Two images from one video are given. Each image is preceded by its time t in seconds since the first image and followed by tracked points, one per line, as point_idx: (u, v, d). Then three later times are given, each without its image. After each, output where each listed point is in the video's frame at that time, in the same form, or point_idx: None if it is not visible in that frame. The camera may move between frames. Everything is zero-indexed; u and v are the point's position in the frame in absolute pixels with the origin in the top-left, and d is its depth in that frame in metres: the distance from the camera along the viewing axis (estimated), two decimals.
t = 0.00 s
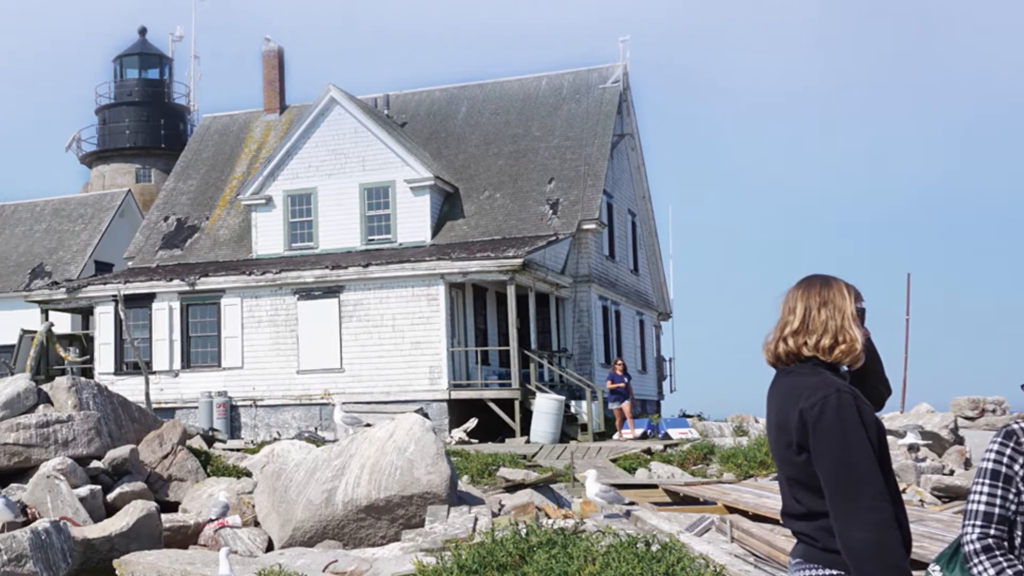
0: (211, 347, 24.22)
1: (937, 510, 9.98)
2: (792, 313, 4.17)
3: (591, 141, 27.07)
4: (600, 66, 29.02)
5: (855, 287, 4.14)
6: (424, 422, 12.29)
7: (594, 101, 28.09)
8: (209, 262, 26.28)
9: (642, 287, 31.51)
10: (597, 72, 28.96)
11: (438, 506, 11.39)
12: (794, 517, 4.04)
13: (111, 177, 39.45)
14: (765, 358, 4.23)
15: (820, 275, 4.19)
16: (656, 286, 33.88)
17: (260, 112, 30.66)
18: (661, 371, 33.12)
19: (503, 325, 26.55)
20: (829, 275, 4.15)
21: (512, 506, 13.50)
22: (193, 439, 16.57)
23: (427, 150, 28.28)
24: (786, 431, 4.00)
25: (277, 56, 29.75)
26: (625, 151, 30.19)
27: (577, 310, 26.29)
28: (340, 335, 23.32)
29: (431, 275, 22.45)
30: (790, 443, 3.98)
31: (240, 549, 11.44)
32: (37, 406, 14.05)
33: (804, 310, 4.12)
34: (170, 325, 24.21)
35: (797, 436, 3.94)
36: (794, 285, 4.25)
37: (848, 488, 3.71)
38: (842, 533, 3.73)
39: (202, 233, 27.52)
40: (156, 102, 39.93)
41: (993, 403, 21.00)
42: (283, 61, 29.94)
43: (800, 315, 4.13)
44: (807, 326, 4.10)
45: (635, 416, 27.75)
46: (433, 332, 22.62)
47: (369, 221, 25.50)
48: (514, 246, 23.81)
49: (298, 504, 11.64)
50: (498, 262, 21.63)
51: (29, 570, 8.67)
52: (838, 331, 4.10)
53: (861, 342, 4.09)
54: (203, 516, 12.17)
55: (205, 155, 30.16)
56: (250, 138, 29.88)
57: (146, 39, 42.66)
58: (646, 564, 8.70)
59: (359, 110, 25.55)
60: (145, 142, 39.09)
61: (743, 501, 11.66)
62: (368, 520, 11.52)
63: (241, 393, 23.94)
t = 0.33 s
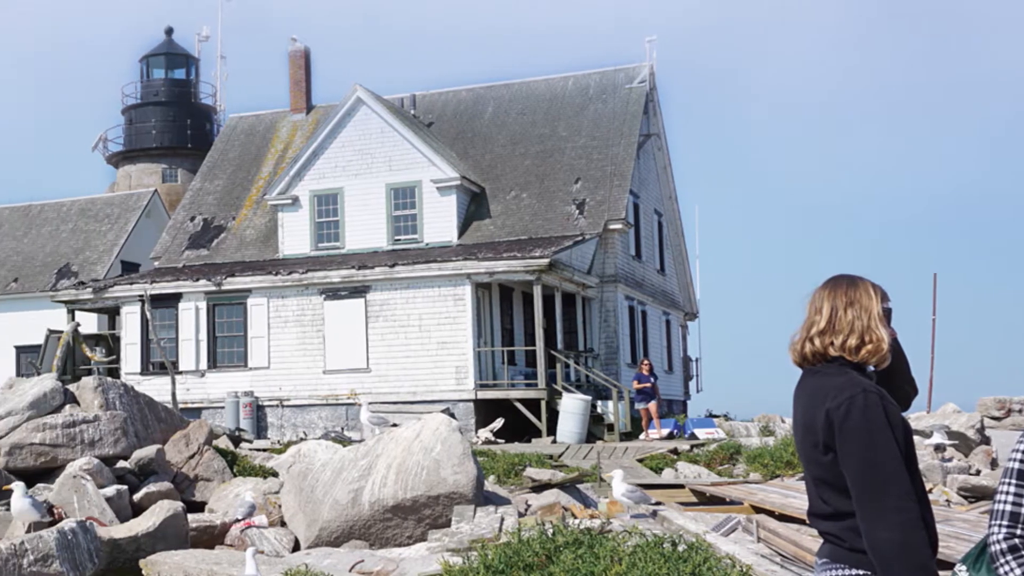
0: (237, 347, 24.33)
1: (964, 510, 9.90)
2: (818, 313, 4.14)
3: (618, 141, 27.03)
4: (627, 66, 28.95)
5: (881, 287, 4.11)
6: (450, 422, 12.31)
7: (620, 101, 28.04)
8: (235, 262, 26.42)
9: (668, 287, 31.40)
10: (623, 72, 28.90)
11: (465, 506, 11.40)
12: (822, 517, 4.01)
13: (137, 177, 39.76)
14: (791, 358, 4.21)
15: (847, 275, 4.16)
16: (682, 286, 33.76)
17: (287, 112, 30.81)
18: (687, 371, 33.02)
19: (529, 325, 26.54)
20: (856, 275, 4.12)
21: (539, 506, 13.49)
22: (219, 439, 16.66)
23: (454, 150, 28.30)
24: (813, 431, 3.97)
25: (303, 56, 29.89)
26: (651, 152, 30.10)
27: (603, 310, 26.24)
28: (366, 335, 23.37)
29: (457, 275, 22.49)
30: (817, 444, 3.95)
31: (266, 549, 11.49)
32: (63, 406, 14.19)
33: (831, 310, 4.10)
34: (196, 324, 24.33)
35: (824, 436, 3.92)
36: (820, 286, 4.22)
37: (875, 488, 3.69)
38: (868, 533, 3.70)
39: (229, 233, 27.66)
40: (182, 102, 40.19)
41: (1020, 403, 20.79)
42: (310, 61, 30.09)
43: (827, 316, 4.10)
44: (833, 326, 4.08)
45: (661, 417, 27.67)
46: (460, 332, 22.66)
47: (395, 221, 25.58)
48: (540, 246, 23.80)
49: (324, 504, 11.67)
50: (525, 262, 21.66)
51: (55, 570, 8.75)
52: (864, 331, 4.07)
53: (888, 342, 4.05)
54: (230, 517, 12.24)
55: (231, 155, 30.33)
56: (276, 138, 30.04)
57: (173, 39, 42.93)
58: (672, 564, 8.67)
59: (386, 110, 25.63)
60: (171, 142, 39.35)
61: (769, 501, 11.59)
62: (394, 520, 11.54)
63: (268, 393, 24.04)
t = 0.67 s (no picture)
0: (264, 348, 24.49)
1: (991, 510, 9.88)
2: (845, 313, 4.18)
3: (644, 140, 27.07)
4: (653, 66, 28.96)
5: (908, 287, 4.14)
6: (477, 422, 12.37)
7: (647, 101, 28.06)
8: (262, 262, 26.60)
9: (695, 287, 31.36)
10: (650, 71, 28.91)
11: (491, 506, 11.46)
12: (848, 517, 4.05)
13: (164, 177, 40.07)
14: (818, 358, 4.25)
15: (873, 275, 4.20)
16: (709, 286, 33.72)
17: (313, 112, 31.01)
18: (713, 371, 32.98)
19: (556, 325, 26.59)
20: (882, 275, 4.15)
21: (565, 506, 13.54)
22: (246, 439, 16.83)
23: (480, 150, 28.37)
24: (840, 432, 4.01)
25: (329, 56, 30.08)
26: (678, 151, 30.09)
27: (630, 309, 26.26)
28: (392, 335, 23.49)
29: (484, 275, 22.60)
30: (844, 444, 3.99)
31: (293, 549, 11.61)
32: (90, 406, 14.38)
33: (857, 309, 4.14)
34: (223, 324, 24.53)
35: (850, 436, 3.95)
36: (846, 285, 4.25)
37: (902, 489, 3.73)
38: (895, 533, 3.75)
39: (255, 233, 27.86)
40: (209, 102, 40.50)
41: None
42: (336, 61, 30.29)
43: (853, 315, 4.14)
44: (860, 326, 4.11)
45: (688, 416, 27.67)
46: (487, 332, 22.76)
47: (422, 221, 25.70)
48: (567, 246, 23.85)
49: (351, 504, 11.77)
50: (551, 262, 21.75)
51: (83, 570, 8.88)
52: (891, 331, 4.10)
53: (914, 342, 4.09)
54: (256, 516, 12.38)
55: (258, 155, 30.54)
56: (303, 138, 30.24)
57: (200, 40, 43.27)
58: (699, 564, 8.70)
59: (413, 110, 25.76)
60: (198, 142, 39.66)
61: (796, 501, 11.60)
62: (421, 520, 11.63)
63: (294, 393, 24.20)
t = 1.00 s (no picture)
0: (290, 347, 24.64)
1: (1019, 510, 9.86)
2: (871, 313, 4.21)
3: (671, 141, 27.07)
4: (679, 66, 28.94)
5: (933, 287, 4.18)
6: (503, 422, 12.44)
7: (673, 101, 28.05)
8: (289, 262, 26.78)
9: (721, 287, 31.32)
10: (676, 72, 28.89)
11: (518, 505, 11.53)
12: (874, 518, 4.08)
13: (190, 177, 40.38)
14: (844, 358, 4.28)
15: (899, 275, 4.23)
16: (736, 286, 33.66)
17: (340, 112, 31.20)
18: (740, 371, 32.93)
19: (583, 325, 26.64)
20: (908, 275, 4.19)
21: (592, 506, 13.59)
22: (274, 439, 16.98)
23: (507, 150, 28.43)
24: (866, 432, 4.05)
25: (356, 56, 30.30)
26: (704, 152, 30.05)
27: (656, 309, 26.26)
28: (419, 335, 23.61)
29: (510, 275, 22.69)
30: (870, 444, 4.03)
31: (320, 549, 11.73)
32: (116, 406, 14.54)
33: (884, 309, 4.17)
34: (249, 324, 24.69)
35: (877, 436, 3.99)
36: (873, 285, 4.29)
37: (928, 489, 3.76)
38: (921, 533, 3.79)
39: (282, 233, 28.05)
40: (235, 102, 40.80)
41: None
42: (362, 62, 30.47)
43: (879, 315, 4.18)
44: (886, 325, 4.15)
45: (715, 417, 27.64)
46: (513, 332, 22.85)
47: (448, 221, 25.82)
48: (593, 246, 23.88)
49: (377, 504, 11.86)
50: (577, 262, 21.81)
51: (108, 570, 9.02)
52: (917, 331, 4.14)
53: (940, 341, 4.12)
54: (283, 517, 12.50)
55: (284, 155, 30.74)
56: (329, 138, 30.44)
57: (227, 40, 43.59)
58: (725, 564, 8.73)
59: (439, 111, 25.88)
60: (225, 143, 39.97)
61: (822, 501, 11.60)
62: (447, 520, 11.72)
63: (320, 393, 24.35)
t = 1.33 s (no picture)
0: (317, 348, 24.79)
1: None
2: (898, 312, 4.25)
3: (697, 140, 27.07)
4: (705, 66, 28.92)
5: (960, 287, 4.21)
6: (529, 422, 12.49)
7: (700, 101, 28.04)
8: (316, 262, 26.96)
9: (747, 286, 31.26)
10: (702, 72, 28.87)
11: (544, 505, 11.59)
12: (901, 518, 4.12)
13: (217, 177, 40.69)
14: (870, 358, 4.32)
15: (926, 275, 4.26)
16: (762, 285, 33.59)
17: (366, 112, 31.38)
18: (766, 371, 32.86)
19: (608, 325, 26.67)
20: (935, 275, 4.22)
21: (618, 506, 13.63)
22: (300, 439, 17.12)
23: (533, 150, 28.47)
24: (892, 432, 4.09)
25: (382, 56, 30.47)
26: (730, 152, 30.00)
27: (682, 309, 26.25)
28: (445, 335, 23.71)
29: (537, 275, 22.76)
30: (896, 444, 4.06)
31: (346, 549, 11.83)
32: (142, 406, 14.71)
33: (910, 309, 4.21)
34: (275, 324, 24.86)
35: (903, 436, 4.03)
36: (899, 285, 4.33)
37: (953, 489, 3.80)
38: (946, 533, 3.83)
39: (309, 233, 28.23)
40: (261, 102, 41.07)
41: None
42: (389, 62, 30.64)
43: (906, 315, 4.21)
44: (912, 325, 4.19)
45: (741, 417, 27.59)
46: (539, 332, 22.92)
47: (474, 222, 25.93)
48: (619, 246, 23.91)
49: (404, 504, 11.96)
50: (604, 262, 21.88)
51: (134, 570, 9.17)
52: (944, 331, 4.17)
53: (967, 342, 4.16)
54: (309, 516, 12.62)
55: (310, 155, 30.94)
56: (355, 138, 30.62)
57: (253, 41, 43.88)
58: (751, 564, 8.76)
59: (466, 111, 25.99)
60: (251, 143, 40.25)
61: (848, 501, 11.61)
62: (473, 520, 11.80)
63: (347, 393, 24.49)
